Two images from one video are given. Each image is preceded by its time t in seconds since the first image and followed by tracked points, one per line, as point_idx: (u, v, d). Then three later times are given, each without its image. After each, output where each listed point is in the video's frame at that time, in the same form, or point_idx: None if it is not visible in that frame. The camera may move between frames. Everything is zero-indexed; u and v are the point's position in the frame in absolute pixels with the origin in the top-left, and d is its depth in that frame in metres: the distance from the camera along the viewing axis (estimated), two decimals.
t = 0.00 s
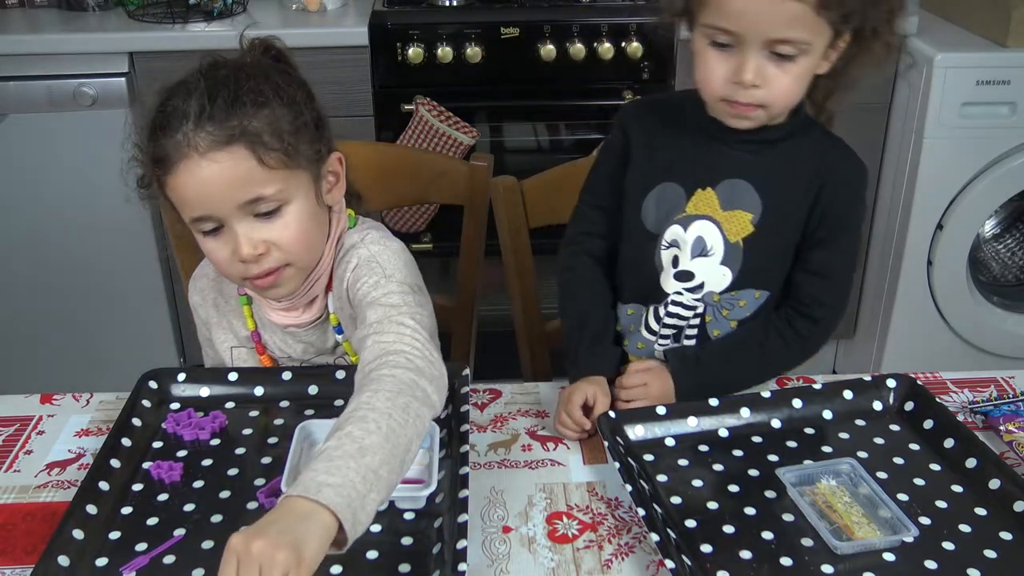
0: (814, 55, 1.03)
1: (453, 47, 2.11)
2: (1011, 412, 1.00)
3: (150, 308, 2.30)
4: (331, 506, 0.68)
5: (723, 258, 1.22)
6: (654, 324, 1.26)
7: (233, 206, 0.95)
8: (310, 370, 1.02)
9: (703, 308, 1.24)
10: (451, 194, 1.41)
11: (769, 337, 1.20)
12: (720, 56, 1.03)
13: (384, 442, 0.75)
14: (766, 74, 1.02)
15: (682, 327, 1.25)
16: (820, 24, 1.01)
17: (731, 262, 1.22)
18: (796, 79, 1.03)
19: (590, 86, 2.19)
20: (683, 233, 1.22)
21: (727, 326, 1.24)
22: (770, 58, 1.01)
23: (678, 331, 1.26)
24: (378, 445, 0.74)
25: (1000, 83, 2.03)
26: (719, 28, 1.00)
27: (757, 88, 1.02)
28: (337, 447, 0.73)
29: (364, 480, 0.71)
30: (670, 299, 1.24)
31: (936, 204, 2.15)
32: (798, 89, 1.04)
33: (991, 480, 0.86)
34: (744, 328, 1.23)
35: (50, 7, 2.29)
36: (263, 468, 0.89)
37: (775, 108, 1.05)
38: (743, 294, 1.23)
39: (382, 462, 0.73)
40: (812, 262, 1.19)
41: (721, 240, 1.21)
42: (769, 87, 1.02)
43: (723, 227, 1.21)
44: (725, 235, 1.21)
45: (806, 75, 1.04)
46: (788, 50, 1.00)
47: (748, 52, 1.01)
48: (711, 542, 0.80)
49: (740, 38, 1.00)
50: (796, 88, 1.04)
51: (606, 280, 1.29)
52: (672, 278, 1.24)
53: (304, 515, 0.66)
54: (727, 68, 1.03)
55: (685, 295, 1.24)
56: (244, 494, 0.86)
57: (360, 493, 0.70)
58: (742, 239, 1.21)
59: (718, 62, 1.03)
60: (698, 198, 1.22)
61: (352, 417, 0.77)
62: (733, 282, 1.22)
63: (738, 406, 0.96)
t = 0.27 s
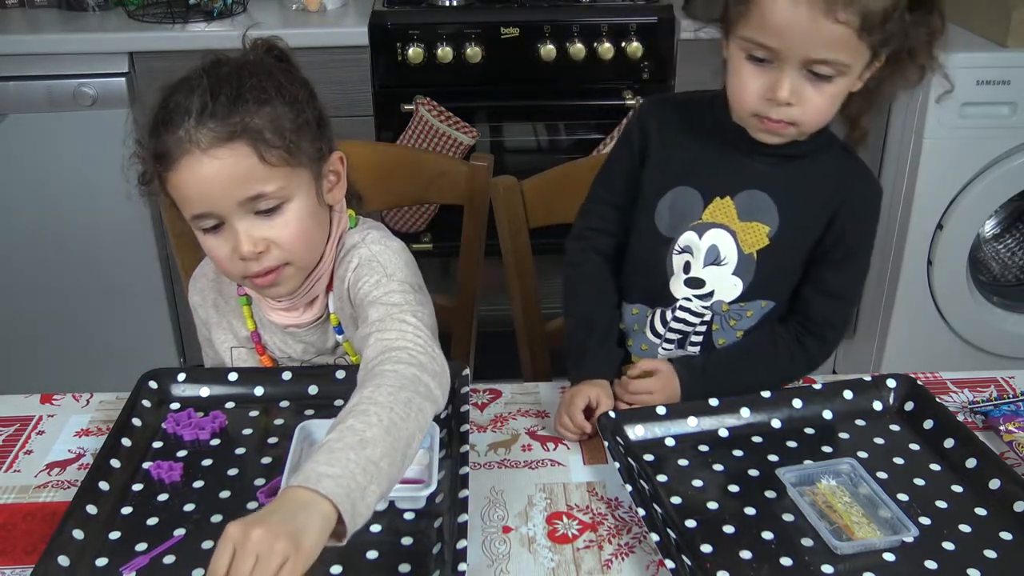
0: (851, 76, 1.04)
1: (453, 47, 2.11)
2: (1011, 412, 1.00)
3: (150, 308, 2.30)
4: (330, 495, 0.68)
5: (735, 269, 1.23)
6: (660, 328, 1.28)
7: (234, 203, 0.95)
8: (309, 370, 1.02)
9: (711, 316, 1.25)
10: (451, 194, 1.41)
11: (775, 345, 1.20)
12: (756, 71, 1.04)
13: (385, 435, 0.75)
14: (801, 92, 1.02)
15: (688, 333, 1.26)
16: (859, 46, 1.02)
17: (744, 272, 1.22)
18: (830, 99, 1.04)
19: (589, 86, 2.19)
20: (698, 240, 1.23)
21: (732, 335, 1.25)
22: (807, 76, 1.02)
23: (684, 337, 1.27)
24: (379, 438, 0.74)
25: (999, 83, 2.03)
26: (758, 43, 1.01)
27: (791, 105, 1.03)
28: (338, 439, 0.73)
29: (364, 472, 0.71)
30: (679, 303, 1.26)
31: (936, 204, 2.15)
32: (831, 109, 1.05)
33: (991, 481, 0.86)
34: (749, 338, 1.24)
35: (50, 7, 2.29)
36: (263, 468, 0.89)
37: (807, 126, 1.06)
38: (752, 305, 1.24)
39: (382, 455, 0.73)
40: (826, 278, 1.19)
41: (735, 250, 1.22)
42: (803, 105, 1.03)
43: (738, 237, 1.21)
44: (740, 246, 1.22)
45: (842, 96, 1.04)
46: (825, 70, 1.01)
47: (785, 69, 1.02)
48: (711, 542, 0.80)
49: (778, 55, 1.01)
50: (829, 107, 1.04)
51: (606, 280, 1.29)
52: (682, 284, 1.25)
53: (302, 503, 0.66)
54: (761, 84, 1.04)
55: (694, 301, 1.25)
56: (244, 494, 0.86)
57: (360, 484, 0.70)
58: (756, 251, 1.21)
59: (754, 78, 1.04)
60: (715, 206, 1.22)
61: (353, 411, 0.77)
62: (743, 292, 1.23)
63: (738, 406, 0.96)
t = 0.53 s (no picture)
0: (867, 84, 1.04)
1: (453, 47, 2.11)
2: (1011, 412, 1.00)
3: (150, 308, 2.30)
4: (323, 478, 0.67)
5: (742, 277, 1.23)
6: (662, 330, 1.28)
7: (233, 200, 0.95)
8: (309, 370, 1.02)
9: (715, 322, 1.25)
10: (450, 194, 1.41)
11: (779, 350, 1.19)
12: (770, 74, 1.04)
13: (381, 424, 0.75)
14: (814, 97, 1.02)
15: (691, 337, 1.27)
16: (876, 54, 1.02)
17: (750, 281, 1.22)
18: (844, 106, 1.04)
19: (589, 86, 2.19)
20: (705, 245, 1.24)
21: (735, 342, 1.25)
22: (821, 81, 1.02)
23: (687, 341, 1.27)
24: (375, 426, 0.74)
25: (1000, 83, 2.03)
26: (772, 45, 1.01)
27: (802, 109, 1.03)
28: (333, 426, 0.73)
29: (359, 459, 0.70)
30: (684, 307, 1.26)
31: (937, 204, 2.15)
32: (844, 116, 1.05)
33: (991, 481, 0.86)
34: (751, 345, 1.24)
35: (50, 7, 2.29)
36: (263, 468, 0.89)
37: (818, 132, 1.06)
38: (756, 313, 1.23)
39: (378, 443, 0.73)
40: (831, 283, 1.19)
41: (743, 259, 1.22)
42: (815, 110, 1.03)
43: (746, 245, 1.21)
44: (749, 255, 1.21)
45: (856, 103, 1.04)
46: (840, 75, 1.01)
47: (798, 73, 1.02)
48: (711, 542, 0.80)
49: (792, 58, 1.01)
50: (842, 114, 1.04)
51: (606, 281, 1.29)
52: (688, 288, 1.25)
53: (293, 485, 0.66)
54: (774, 87, 1.04)
55: (699, 306, 1.25)
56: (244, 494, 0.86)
57: (354, 471, 0.69)
58: (764, 261, 1.21)
59: (768, 81, 1.04)
60: (725, 212, 1.22)
61: (350, 400, 0.77)
62: (750, 300, 1.23)
63: (738, 406, 0.96)
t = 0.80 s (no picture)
0: (867, 86, 1.04)
1: (453, 47, 2.11)
2: (1011, 413, 1.00)
3: (151, 308, 2.30)
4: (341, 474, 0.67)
5: (744, 280, 1.22)
6: (663, 332, 1.28)
7: (237, 195, 0.95)
8: (309, 370, 1.02)
9: (716, 325, 1.25)
10: (450, 195, 1.41)
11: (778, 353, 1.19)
12: (771, 75, 1.04)
13: (393, 419, 0.75)
14: (814, 98, 1.02)
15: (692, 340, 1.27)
16: (877, 56, 1.02)
17: (751, 285, 1.22)
18: (844, 108, 1.04)
19: (589, 86, 2.19)
20: (707, 249, 1.23)
21: (735, 345, 1.25)
22: (821, 83, 1.02)
23: (687, 343, 1.27)
24: (387, 421, 0.74)
25: (1000, 84, 2.03)
26: (772, 45, 1.02)
27: (802, 111, 1.03)
28: (346, 421, 0.73)
29: (372, 453, 0.70)
30: (685, 311, 1.26)
31: (937, 204, 2.15)
32: (844, 119, 1.05)
33: (991, 481, 0.85)
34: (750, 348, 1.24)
35: (50, 7, 2.29)
36: (263, 468, 0.89)
37: (817, 135, 1.06)
38: (757, 317, 1.24)
39: (391, 438, 0.73)
40: (831, 284, 1.19)
41: (745, 263, 1.22)
42: (815, 111, 1.03)
43: (748, 249, 1.21)
44: (751, 259, 1.21)
45: (856, 106, 1.04)
46: (840, 77, 1.01)
47: (799, 74, 1.02)
48: (711, 542, 0.80)
49: (792, 59, 1.01)
50: (842, 116, 1.04)
51: (607, 281, 1.29)
52: (689, 291, 1.25)
53: (310, 481, 0.66)
54: (775, 89, 1.04)
55: (699, 309, 1.25)
56: (244, 494, 0.86)
57: (368, 465, 0.69)
58: (766, 264, 1.21)
59: (768, 82, 1.04)
60: (727, 216, 1.22)
61: (361, 396, 0.77)
62: (751, 303, 1.23)
63: (738, 406, 0.96)
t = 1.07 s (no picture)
0: (864, 86, 1.04)
1: (453, 47, 2.11)
2: (1011, 413, 0.99)
3: (151, 308, 2.30)
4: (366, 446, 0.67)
5: (745, 282, 1.22)
6: (664, 334, 1.28)
7: (245, 189, 0.95)
8: (310, 370, 1.01)
9: (717, 325, 1.25)
10: (449, 194, 1.41)
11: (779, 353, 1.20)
12: (767, 75, 1.04)
13: (420, 402, 0.75)
14: (810, 99, 1.03)
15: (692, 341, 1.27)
16: (873, 56, 1.02)
17: (752, 285, 1.22)
18: (841, 108, 1.04)
19: (589, 86, 2.19)
20: (708, 250, 1.23)
21: (736, 346, 1.25)
22: (817, 83, 1.03)
23: (687, 345, 1.27)
24: (413, 403, 0.74)
25: (1000, 83, 2.03)
26: (768, 46, 1.02)
27: (799, 111, 1.04)
28: (372, 400, 0.73)
29: (398, 432, 0.70)
30: (686, 312, 1.26)
31: (936, 204, 2.15)
32: (841, 119, 1.05)
33: (991, 481, 0.85)
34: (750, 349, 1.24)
35: (50, 7, 2.29)
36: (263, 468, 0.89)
37: (815, 134, 1.06)
38: (757, 317, 1.24)
39: (416, 419, 0.73)
40: (831, 283, 1.19)
41: (746, 264, 1.22)
42: (811, 111, 1.04)
43: (750, 250, 1.21)
44: (752, 260, 1.21)
45: (853, 105, 1.04)
46: (836, 77, 1.02)
47: (795, 75, 1.02)
48: (711, 542, 0.80)
49: (787, 60, 1.02)
50: (838, 116, 1.04)
51: (606, 281, 1.29)
52: (690, 292, 1.25)
53: (338, 447, 0.65)
54: (771, 89, 1.04)
55: (700, 310, 1.25)
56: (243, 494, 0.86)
57: (394, 443, 0.69)
58: (767, 266, 1.21)
59: (764, 83, 1.05)
60: (729, 217, 1.22)
61: (387, 378, 0.77)
62: (752, 303, 1.23)
63: (738, 406, 0.96)
